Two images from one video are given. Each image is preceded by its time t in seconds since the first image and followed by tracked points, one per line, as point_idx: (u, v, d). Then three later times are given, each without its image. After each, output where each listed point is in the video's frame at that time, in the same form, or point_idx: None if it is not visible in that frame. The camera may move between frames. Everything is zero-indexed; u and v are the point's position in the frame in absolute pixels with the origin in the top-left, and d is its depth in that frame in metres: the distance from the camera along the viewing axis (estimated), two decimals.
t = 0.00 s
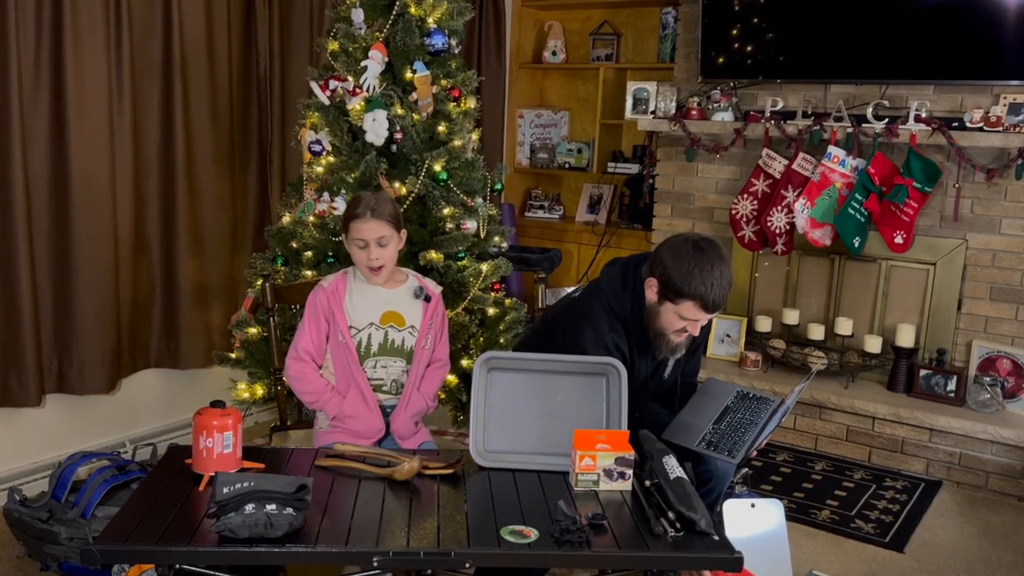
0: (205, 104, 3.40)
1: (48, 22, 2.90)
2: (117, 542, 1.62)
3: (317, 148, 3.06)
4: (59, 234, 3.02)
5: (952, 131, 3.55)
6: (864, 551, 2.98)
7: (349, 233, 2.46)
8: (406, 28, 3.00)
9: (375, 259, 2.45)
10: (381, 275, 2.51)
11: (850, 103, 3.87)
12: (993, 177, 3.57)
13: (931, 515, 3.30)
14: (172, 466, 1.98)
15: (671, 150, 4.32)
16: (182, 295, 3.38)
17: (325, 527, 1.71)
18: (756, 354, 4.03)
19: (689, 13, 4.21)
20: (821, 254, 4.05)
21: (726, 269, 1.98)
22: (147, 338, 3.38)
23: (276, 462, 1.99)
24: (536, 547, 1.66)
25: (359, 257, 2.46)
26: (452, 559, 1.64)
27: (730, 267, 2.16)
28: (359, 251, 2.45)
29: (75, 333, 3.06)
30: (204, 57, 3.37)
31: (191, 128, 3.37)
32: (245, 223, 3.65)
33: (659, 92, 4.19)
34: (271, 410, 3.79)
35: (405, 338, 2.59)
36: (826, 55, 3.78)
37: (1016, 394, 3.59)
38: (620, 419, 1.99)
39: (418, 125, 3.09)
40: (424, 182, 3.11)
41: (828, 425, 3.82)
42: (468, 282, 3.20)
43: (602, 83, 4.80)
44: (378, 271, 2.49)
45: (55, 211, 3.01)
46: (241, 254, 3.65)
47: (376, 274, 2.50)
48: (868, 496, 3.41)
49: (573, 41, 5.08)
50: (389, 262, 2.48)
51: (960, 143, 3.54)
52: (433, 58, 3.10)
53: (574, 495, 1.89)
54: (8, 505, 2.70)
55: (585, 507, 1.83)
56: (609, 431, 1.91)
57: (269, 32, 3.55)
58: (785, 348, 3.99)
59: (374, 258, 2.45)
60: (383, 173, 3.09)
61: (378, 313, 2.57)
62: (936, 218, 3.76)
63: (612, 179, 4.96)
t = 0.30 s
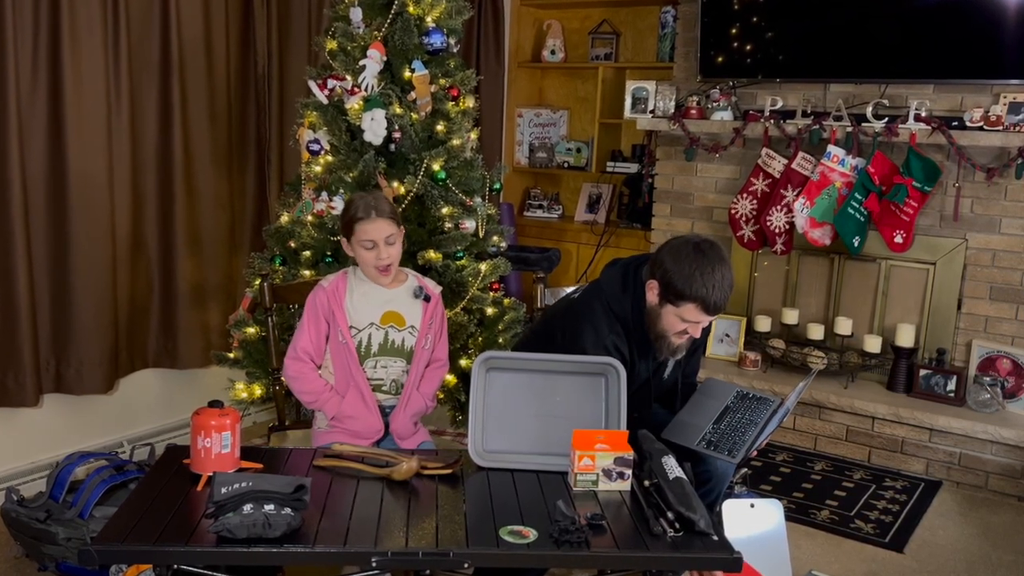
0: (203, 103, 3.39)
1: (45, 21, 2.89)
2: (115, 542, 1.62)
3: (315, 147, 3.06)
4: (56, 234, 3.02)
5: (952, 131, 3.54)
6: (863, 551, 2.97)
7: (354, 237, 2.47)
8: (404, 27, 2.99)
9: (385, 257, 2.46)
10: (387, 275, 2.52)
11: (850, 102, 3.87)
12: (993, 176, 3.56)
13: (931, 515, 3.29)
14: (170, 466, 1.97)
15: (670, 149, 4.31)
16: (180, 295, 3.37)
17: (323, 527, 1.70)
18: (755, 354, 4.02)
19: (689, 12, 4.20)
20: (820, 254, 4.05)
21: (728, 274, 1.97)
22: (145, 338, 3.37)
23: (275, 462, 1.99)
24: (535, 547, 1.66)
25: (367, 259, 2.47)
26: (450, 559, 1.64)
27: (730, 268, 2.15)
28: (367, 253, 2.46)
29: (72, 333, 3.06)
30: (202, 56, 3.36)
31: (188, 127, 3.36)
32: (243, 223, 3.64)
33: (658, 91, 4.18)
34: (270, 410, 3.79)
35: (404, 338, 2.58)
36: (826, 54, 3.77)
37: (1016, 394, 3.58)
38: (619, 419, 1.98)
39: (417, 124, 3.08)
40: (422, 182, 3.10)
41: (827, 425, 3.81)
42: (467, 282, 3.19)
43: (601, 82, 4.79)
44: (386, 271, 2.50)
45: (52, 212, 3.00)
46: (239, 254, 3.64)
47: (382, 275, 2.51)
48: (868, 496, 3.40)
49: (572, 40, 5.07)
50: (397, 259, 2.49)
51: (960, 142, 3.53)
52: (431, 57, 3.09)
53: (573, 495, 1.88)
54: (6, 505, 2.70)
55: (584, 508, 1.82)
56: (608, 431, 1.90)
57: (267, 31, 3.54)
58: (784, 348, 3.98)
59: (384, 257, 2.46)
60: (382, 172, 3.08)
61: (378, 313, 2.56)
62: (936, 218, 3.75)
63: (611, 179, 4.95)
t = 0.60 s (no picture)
0: (201, 102, 3.38)
1: (44, 19, 2.88)
2: (113, 543, 1.61)
3: (314, 146, 3.06)
4: (54, 234, 3.01)
5: (952, 130, 3.53)
6: (863, 551, 2.97)
7: (354, 239, 2.46)
8: (403, 26, 2.98)
9: (388, 256, 2.46)
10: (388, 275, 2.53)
11: (849, 101, 3.86)
12: (993, 176, 3.55)
13: (931, 515, 3.28)
14: (169, 466, 1.96)
15: (669, 148, 4.30)
16: (178, 294, 3.37)
17: (321, 527, 1.70)
18: (755, 354, 4.01)
19: (688, 11, 4.19)
20: (820, 254, 4.04)
21: (725, 268, 1.97)
22: (143, 338, 3.36)
23: (273, 462, 1.98)
24: (534, 547, 1.65)
25: (371, 261, 2.47)
26: (449, 560, 1.63)
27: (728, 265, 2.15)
28: (370, 253, 2.45)
29: (70, 333, 3.05)
30: (200, 55, 3.35)
31: (186, 127, 3.35)
32: (241, 222, 3.63)
33: (658, 90, 4.17)
34: (268, 410, 3.78)
35: (403, 337, 2.57)
36: (826, 53, 3.77)
37: (1016, 394, 3.57)
38: (618, 419, 1.98)
39: (415, 123, 3.07)
40: (421, 181, 3.09)
41: (827, 425, 3.80)
42: (466, 281, 3.18)
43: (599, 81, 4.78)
44: (388, 271, 2.51)
45: (50, 212, 3.00)
46: (238, 253, 3.63)
47: (384, 275, 2.52)
48: (868, 496, 3.39)
49: (571, 40, 5.06)
50: (399, 258, 2.50)
51: (959, 141, 3.52)
52: (430, 56, 3.09)
53: (572, 495, 1.87)
54: (4, 505, 2.69)
55: (583, 508, 1.82)
56: (607, 431, 1.89)
57: (265, 30, 3.53)
58: (783, 348, 3.97)
59: (387, 256, 2.46)
60: (380, 171, 3.07)
61: (376, 312, 2.55)
62: (935, 217, 3.74)
63: (610, 178, 4.94)
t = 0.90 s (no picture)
0: (200, 101, 3.37)
1: (41, 17, 2.87)
2: (111, 543, 1.60)
3: (311, 146, 3.04)
4: (51, 234, 3.00)
5: (952, 129, 3.52)
6: (862, 551, 2.96)
7: (353, 239, 2.46)
8: (401, 26, 2.97)
9: (388, 254, 2.46)
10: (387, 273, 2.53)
11: (849, 100, 3.85)
12: (993, 175, 3.54)
13: (930, 515, 3.28)
14: (167, 466, 1.95)
15: (668, 147, 4.29)
16: (176, 294, 3.36)
17: (319, 528, 1.69)
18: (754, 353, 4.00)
19: (687, 10, 4.18)
20: (819, 253, 4.03)
21: (723, 264, 1.96)
22: (141, 338, 3.36)
23: (271, 462, 1.97)
24: (533, 548, 1.64)
25: (372, 261, 2.46)
26: (448, 560, 1.62)
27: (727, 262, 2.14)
28: (370, 252, 2.45)
29: (68, 333, 3.04)
30: (198, 54, 3.34)
31: (184, 126, 3.34)
32: (239, 222, 3.62)
33: (657, 89, 4.15)
34: (266, 409, 3.77)
35: (401, 337, 2.57)
36: (825, 52, 3.76)
37: (1016, 394, 3.57)
38: (617, 419, 1.97)
39: (413, 122, 3.06)
40: (420, 180, 3.08)
41: (826, 425, 3.79)
42: (464, 281, 3.18)
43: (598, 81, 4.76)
44: (388, 270, 2.51)
45: (47, 212, 2.99)
46: (236, 252, 3.63)
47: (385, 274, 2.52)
48: (867, 496, 3.39)
49: (570, 39, 5.06)
50: (398, 255, 2.50)
51: (960, 140, 3.51)
52: (428, 55, 3.08)
53: (571, 496, 1.86)
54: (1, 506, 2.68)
55: (582, 508, 1.81)
56: (606, 431, 1.88)
57: (263, 29, 3.52)
58: (783, 348, 3.97)
59: (387, 253, 2.47)
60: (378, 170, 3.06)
61: (374, 312, 2.54)
62: (935, 216, 3.73)
63: (609, 177, 4.94)
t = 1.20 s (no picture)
0: (197, 100, 3.37)
1: (38, 16, 2.87)
2: (109, 543, 1.60)
3: (310, 144, 3.02)
4: (49, 233, 3.00)
5: (952, 128, 3.51)
6: (862, 551, 2.95)
7: (351, 238, 2.46)
8: (399, 25, 2.96)
9: (387, 250, 2.46)
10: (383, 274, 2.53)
11: (848, 100, 3.84)
12: (993, 174, 3.53)
13: (930, 515, 3.27)
14: (165, 466, 1.94)
15: (667, 147, 4.28)
16: (174, 292, 3.35)
17: (317, 528, 1.68)
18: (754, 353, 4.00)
19: (686, 9, 4.17)
20: (819, 253, 4.02)
21: (718, 239, 1.97)
22: (138, 338, 3.35)
23: (269, 462, 1.96)
24: (532, 548, 1.63)
25: (371, 259, 2.46)
26: (446, 561, 1.61)
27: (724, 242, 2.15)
28: (368, 249, 2.45)
29: (66, 333, 3.04)
30: (196, 53, 3.34)
31: (182, 124, 3.34)
32: (237, 221, 3.62)
33: (655, 88, 4.13)
34: (264, 409, 3.77)
35: (397, 337, 2.56)
36: (824, 52, 3.75)
37: (1016, 394, 3.56)
38: (616, 419, 1.96)
39: (412, 122, 3.06)
40: (418, 179, 3.07)
41: (826, 425, 3.79)
42: (463, 281, 3.17)
43: (597, 80, 4.76)
44: (386, 270, 2.51)
45: (44, 211, 2.98)
46: (234, 251, 3.62)
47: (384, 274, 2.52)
48: (867, 497, 3.38)
49: (569, 38, 5.05)
50: (396, 252, 2.50)
51: (960, 139, 3.50)
52: (426, 54, 3.07)
53: (570, 496, 1.86)
54: None
55: (581, 508, 1.80)
56: (605, 431, 1.88)
57: (261, 28, 3.51)
58: (781, 347, 3.96)
59: (386, 250, 2.46)
60: (377, 170, 3.06)
61: (370, 312, 2.53)
62: (935, 216, 3.72)
63: (608, 177, 4.93)
